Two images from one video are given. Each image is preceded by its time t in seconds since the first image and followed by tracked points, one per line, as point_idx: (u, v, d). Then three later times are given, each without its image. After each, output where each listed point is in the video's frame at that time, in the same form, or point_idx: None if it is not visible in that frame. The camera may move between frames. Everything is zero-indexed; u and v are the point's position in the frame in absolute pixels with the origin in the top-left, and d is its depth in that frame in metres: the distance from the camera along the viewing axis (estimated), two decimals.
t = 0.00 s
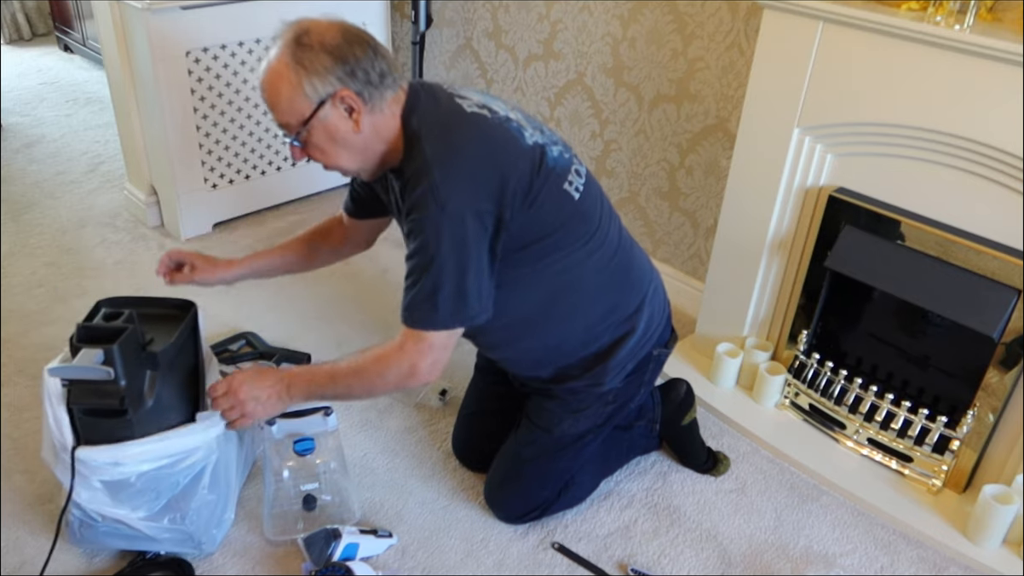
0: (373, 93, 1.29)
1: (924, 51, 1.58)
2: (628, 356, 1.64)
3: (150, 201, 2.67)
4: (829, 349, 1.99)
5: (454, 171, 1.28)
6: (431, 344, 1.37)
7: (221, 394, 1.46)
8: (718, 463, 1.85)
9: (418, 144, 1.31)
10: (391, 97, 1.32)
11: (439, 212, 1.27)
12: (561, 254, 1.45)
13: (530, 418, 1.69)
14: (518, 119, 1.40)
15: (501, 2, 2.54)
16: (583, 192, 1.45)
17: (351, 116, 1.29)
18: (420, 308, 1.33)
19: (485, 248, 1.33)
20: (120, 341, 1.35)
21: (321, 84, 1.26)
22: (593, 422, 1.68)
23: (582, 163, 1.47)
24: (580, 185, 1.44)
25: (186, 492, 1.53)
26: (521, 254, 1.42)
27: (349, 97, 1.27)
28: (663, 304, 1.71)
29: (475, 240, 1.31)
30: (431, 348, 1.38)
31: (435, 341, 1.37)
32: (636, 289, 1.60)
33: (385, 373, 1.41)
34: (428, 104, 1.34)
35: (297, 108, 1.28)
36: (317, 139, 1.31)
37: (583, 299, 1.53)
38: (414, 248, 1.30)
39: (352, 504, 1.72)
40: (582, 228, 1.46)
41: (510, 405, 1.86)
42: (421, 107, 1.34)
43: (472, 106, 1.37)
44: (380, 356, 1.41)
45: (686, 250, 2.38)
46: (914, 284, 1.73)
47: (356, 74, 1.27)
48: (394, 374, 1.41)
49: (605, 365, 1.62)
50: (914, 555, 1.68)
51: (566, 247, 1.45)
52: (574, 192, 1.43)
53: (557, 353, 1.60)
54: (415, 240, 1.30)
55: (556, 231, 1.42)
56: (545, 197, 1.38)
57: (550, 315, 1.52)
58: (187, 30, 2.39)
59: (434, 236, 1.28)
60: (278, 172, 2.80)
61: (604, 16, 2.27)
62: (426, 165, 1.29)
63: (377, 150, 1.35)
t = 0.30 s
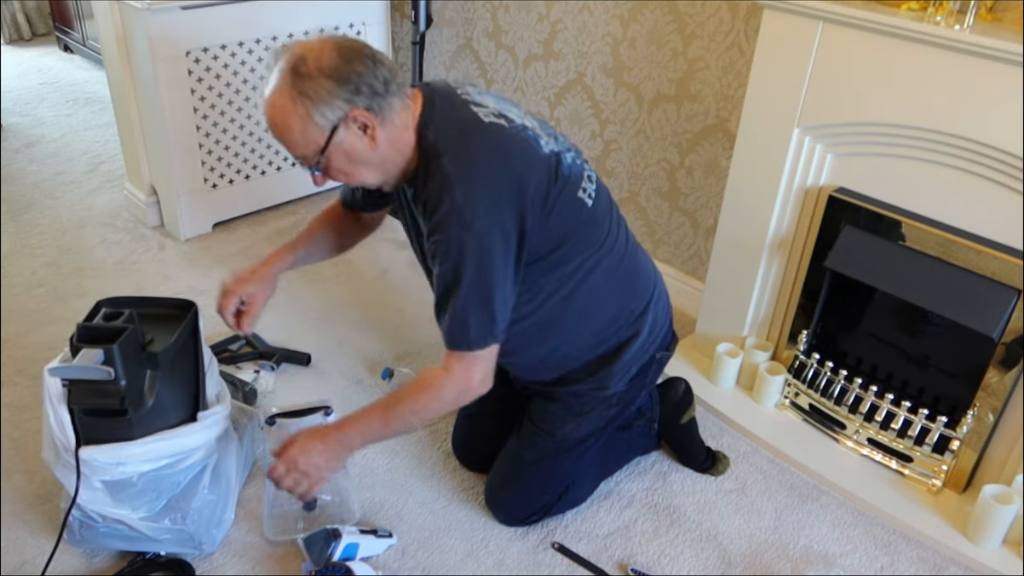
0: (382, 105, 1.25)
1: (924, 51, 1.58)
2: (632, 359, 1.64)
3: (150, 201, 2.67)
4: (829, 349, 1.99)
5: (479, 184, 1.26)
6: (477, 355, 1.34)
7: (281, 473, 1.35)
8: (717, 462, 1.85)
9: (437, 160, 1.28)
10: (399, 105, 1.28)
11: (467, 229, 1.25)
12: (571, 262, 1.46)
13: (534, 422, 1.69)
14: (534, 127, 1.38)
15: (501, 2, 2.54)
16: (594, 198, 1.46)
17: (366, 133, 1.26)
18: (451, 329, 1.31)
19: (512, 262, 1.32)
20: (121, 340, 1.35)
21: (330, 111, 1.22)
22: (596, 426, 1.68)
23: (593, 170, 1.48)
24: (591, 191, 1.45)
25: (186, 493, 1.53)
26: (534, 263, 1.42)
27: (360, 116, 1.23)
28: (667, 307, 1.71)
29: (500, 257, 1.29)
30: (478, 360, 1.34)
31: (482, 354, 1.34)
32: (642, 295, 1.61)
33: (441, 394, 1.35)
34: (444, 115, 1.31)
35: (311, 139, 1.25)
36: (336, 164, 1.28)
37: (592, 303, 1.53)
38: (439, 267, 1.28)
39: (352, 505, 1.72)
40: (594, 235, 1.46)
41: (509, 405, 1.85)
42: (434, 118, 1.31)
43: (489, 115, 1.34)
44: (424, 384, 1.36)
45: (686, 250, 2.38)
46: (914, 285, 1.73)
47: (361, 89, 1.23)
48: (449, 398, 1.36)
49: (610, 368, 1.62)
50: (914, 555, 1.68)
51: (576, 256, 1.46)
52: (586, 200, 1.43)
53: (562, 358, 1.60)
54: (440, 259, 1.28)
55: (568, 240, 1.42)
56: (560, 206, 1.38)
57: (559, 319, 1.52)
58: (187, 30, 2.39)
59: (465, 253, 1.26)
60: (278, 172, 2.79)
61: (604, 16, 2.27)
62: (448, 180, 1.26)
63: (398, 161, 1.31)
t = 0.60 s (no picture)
0: (389, 145, 1.24)
1: (924, 51, 1.58)
2: (637, 363, 1.64)
3: (150, 201, 2.67)
4: (829, 349, 1.99)
5: (485, 226, 1.25)
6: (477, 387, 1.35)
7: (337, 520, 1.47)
8: (717, 462, 1.85)
9: (441, 202, 1.27)
10: (404, 142, 1.27)
11: (475, 274, 1.25)
12: (577, 277, 1.46)
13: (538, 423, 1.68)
14: (536, 151, 1.37)
15: (501, 2, 2.54)
16: (599, 214, 1.46)
17: (376, 174, 1.25)
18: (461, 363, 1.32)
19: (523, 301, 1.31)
20: (121, 340, 1.35)
21: (339, 157, 1.21)
22: (602, 428, 1.69)
23: (597, 184, 1.48)
24: (595, 207, 1.45)
25: (187, 493, 1.53)
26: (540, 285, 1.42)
27: (370, 158, 1.23)
28: (674, 310, 1.71)
29: (510, 297, 1.29)
30: (478, 393, 1.35)
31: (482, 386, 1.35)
32: (649, 303, 1.61)
33: (446, 428, 1.38)
34: (447, 152, 1.30)
35: (322, 187, 1.24)
36: (348, 208, 1.27)
37: (599, 317, 1.54)
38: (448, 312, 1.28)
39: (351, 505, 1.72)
40: (598, 249, 1.47)
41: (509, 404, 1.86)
42: (436, 155, 1.29)
43: (490, 147, 1.32)
44: (434, 420, 1.38)
45: (687, 250, 2.38)
46: (914, 285, 1.73)
47: (367, 132, 1.22)
48: (455, 431, 1.38)
49: (614, 371, 1.62)
50: (914, 555, 1.68)
51: (581, 271, 1.46)
52: (589, 217, 1.43)
53: (573, 367, 1.60)
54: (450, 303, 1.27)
55: (573, 258, 1.43)
56: (564, 228, 1.39)
57: (567, 334, 1.53)
58: (187, 30, 2.39)
59: (474, 299, 1.26)
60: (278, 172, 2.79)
61: (604, 16, 2.27)
62: (453, 224, 1.25)
63: (409, 198, 1.30)
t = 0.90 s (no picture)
0: (416, 169, 1.22)
1: (923, 50, 1.58)
2: (633, 365, 1.64)
3: (150, 201, 2.67)
4: (829, 349, 1.99)
5: (500, 259, 1.25)
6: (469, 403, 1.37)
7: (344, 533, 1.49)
8: (717, 461, 1.85)
9: (456, 233, 1.26)
10: (427, 164, 1.25)
11: (489, 307, 1.25)
12: (581, 289, 1.47)
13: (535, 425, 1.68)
14: (549, 171, 1.36)
15: (500, 2, 2.54)
16: (605, 227, 1.47)
17: (402, 201, 1.22)
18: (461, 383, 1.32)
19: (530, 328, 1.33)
20: (121, 340, 1.35)
21: (368, 186, 1.18)
22: (597, 431, 1.69)
23: (603, 195, 1.48)
24: (602, 221, 1.46)
25: (186, 493, 1.53)
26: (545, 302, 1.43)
27: (399, 185, 1.20)
28: (668, 311, 1.71)
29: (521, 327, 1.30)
30: (470, 408, 1.37)
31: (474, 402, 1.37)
32: (647, 306, 1.61)
33: (438, 442, 1.39)
34: (463, 176, 1.28)
35: (350, 218, 1.21)
36: (374, 235, 1.25)
37: (601, 326, 1.55)
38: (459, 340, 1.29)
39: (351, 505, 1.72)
40: (603, 262, 1.47)
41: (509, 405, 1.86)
42: (451, 181, 1.27)
43: (504, 171, 1.31)
44: (425, 435, 1.40)
45: (687, 250, 2.38)
46: (913, 285, 1.73)
47: (395, 160, 1.19)
48: (447, 444, 1.40)
49: (609, 374, 1.62)
50: (914, 555, 1.68)
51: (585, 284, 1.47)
52: (596, 233, 1.44)
53: (568, 369, 1.59)
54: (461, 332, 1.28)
55: (580, 272, 1.44)
56: (573, 247, 1.39)
57: (567, 343, 1.53)
58: (187, 30, 2.39)
59: (485, 330, 1.26)
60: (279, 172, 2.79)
61: (604, 16, 2.27)
62: (469, 257, 1.24)
63: (431, 220, 1.29)
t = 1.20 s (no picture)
0: (433, 176, 1.19)
1: (923, 50, 1.58)
2: (623, 365, 1.64)
3: (150, 201, 2.67)
4: (830, 349, 1.99)
5: (535, 250, 1.24)
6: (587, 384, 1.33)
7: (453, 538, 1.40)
8: (718, 461, 1.85)
9: (488, 227, 1.24)
10: (446, 168, 1.22)
11: (535, 296, 1.22)
12: (594, 285, 1.47)
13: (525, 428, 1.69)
14: (566, 164, 1.36)
15: (500, 2, 2.54)
16: (614, 223, 1.48)
17: (412, 206, 1.21)
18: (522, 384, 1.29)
19: (586, 319, 1.30)
20: (120, 341, 1.35)
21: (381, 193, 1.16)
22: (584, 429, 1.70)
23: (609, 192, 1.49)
24: (612, 219, 1.47)
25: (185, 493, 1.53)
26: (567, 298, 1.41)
27: (412, 192, 1.18)
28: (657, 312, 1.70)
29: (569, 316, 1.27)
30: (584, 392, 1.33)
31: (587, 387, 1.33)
32: (642, 301, 1.61)
33: (559, 432, 1.34)
34: (486, 169, 1.27)
35: (357, 220, 1.19)
36: (378, 236, 1.23)
37: (606, 323, 1.55)
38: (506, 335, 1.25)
39: (351, 506, 1.73)
40: (614, 258, 1.48)
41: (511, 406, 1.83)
42: (475, 173, 1.26)
43: (526, 161, 1.30)
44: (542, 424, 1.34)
45: (687, 250, 2.38)
46: (913, 285, 1.73)
47: (413, 167, 1.16)
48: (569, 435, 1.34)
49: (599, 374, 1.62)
50: (914, 555, 1.68)
51: (598, 281, 1.47)
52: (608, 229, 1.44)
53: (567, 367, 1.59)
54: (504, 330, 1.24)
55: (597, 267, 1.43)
56: (594, 240, 1.38)
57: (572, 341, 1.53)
58: (187, 30, 2.39)
59: (535, 322, 1.23)
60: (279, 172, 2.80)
61: (604, 16, 2.27)
62: (505, 250, 1.23)
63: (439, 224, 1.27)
